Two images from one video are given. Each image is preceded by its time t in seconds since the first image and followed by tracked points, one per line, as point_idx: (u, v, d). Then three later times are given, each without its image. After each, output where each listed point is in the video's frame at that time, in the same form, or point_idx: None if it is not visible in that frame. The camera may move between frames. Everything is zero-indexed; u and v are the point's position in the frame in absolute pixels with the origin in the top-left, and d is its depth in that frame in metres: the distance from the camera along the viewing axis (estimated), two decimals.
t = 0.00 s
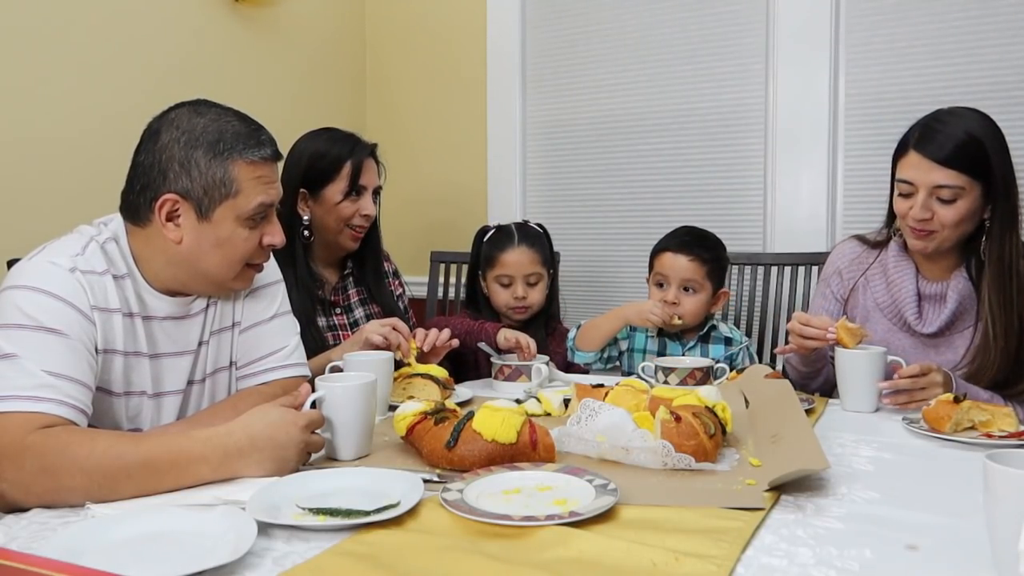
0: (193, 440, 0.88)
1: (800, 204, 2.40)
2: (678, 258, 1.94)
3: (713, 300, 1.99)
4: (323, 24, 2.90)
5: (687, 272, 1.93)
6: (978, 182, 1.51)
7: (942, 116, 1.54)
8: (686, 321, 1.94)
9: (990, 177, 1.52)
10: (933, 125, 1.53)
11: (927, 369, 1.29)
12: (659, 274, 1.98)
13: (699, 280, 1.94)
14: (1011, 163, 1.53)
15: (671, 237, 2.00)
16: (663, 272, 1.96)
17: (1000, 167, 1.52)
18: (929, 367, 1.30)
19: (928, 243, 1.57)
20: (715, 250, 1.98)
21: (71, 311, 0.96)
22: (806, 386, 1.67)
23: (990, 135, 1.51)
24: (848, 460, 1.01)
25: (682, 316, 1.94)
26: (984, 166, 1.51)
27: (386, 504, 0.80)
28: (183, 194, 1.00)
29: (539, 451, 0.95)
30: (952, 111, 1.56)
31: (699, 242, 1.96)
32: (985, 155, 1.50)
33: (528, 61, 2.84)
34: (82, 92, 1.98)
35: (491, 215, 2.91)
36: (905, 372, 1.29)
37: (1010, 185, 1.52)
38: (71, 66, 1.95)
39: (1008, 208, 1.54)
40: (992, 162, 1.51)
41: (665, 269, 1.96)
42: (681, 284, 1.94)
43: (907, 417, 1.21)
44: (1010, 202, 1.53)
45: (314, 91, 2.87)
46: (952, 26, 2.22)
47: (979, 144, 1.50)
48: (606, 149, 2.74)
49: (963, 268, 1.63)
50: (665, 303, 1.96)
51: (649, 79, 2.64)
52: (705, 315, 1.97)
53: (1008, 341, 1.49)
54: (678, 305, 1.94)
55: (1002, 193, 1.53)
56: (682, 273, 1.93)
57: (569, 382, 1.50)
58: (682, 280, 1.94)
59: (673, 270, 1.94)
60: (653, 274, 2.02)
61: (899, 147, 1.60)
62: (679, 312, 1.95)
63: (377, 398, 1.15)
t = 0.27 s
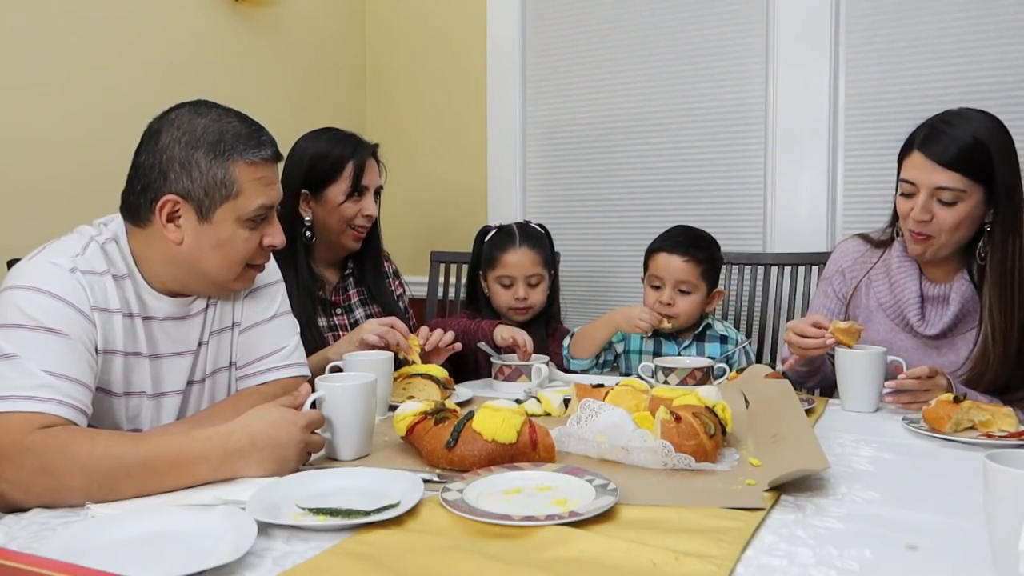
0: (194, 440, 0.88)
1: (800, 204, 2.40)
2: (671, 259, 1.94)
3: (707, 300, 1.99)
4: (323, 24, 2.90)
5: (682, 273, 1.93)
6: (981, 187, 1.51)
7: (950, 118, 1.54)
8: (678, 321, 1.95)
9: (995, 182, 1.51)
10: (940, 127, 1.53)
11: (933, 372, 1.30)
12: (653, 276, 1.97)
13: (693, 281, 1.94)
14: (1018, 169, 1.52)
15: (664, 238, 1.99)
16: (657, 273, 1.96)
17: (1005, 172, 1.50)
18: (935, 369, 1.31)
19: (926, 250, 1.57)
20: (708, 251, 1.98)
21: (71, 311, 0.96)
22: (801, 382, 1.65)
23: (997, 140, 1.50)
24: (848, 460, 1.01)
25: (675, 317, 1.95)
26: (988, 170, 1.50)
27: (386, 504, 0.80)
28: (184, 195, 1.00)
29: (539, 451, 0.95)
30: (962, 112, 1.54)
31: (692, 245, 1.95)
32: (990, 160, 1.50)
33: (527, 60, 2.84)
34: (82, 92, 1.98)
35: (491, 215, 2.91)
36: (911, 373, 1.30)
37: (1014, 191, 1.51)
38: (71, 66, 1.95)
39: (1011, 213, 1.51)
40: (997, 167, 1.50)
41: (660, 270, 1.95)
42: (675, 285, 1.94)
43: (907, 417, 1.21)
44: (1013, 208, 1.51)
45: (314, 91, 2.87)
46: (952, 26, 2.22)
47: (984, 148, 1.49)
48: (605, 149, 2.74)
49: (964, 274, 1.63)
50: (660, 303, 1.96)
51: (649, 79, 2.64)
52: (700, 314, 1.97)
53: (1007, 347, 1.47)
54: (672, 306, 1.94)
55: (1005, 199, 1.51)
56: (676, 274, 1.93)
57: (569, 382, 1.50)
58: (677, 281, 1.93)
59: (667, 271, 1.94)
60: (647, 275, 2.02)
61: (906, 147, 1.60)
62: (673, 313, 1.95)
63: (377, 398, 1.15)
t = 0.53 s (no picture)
0: (193, 440, 0.88)
1: (800, 204, 2.40)
2: (669, 255, 1.94)
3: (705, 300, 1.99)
4: (323, 24, 2.90)
5: (680, 269, 1.93)
6: (985, 189, 1.51)
7: (952, 119, 1.54)
8: (679, 318, 1.95)
9: (998, 184, 1.51)
10: (942, 129, 1.53)
11: (934, 371, 1.30)
12: (651, 273, 1.97)
13: (691, 278, 1.94)
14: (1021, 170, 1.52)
15: (662, 237, 2.00)
16: (655, 270, 1.96)
17: (1009, 174, 1.50)
18: (935, 369, 1.31)
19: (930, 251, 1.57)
20: (705, 250, 1.98)
21: (71, 311, 0.96)
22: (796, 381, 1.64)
23: (1000, 142, 1.50)
24: (848, 459, 1.01)
25: (674, 313, 1.95)
26: (991, 172, 1.50)
27: (386, 504, 0.80)
28: (184, 195, 1.00)
29: (539, 451, 0.95)
30: (965, 114, 1.55)
31: (685, 244, 1.96)
32: (993, 162, 1.50)
33: (527, 61, 2.84)
34: (82, 92, 1.98)
35: (491, 215, 2.91)
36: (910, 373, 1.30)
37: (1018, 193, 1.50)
38: (71, 66, 1.95)
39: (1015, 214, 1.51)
40: (1000, 169, 1.50)
41: (658, 267, 1.96)
42: (673, 282, 1.94)
43: (907, 417, 1.21)
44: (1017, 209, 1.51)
45: (314, 91, 2.87)
46: (952, 27, 2.22)
47: (987, 150, 1.49)
48: (606, 149, 2.74)
49: (967, 275, 1.63)
50: (658, 301, 1.96)
51: (649, 79, 2.64)
52: (698, 313, 1.97)
53: (1009, 351, 1.46)
54: (672, 303, 1.94)
55: (1010, 200, 1.50)
56: (675, 270, 1.93)
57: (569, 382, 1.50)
58: (674, 277, 1.94)
59: (665, 268, 1.94)
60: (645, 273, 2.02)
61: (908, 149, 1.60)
62: (671, 310, 1.95)
63: (377, 398, 1.15)
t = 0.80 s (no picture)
0: (193, 440, 0.88)
1: (800, 204, 2.40)
2: (671, 252, 1.94)
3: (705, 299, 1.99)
4: (323, 24, 2.90)
5: (682, 265, 1.93)
6: (987, 190, 1.51)
7: (954, 120, 1.54)
8: (679, 316, 1.95)
9: (1000, 185, 1.51)
10: (944, 130, 1.53)
11: (933, 370, 1.30)
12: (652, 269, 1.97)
13: (692, 275, 1.94)
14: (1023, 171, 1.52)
15: (666, 234, 2.01)
16: (657, 266, 1.96)
17: (1011, 174, 1.50)
18: (934, 368, 1.31)
19: (932, 252, 1.57)
20: (709, 249, 1.98)
21: (71, 311, 0.96)
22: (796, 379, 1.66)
23: (1002, 142, 1.50)
24: (848, 459, 1.01)
25: (674, 310, 1.94)
26: (993, 174, 1.50)
27: (386, 504, 0.80)
28: (184, 194, 1.00)
29: (539, 451, 0.95)
30: (966, 115, 1.55)
31: (688, 242, 1.96)
32: (995, 162, 1.50)
33: (528, 60, 2.84)
34: (82, 92, 1.98)
35: (491, 215, 2.91)
36: (909, 370, 1.30)
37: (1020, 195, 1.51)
38: (71, 66, 1.95)
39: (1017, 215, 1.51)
40: (1002, 171, 1.50)
41: (659, 263, 1.95)
42: (674, 279, 1.93)
43: (907, 417, 1.21)
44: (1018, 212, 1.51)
45: (314, 91, 2.87)
46: (952, 27, 2.22)
47: (989, 152, 1.49)
48: (606, 149, 2.74)
49: (969, 276, 1.63)
50: (659, 298, 1.95)
51: (649, 79, 2.64)
52: (698, 311, 1.97)
53: (1011, 351, 1.45)
54: (673, 299, 1.93)
55: (1011, 202, 1.51)
56: (676, 266, 1.93)
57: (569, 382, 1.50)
58: (675, 273, 1.93)
59: (667, 264, 1.94)
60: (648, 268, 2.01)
61: (910, 151, 1.60)
62: (671, 306, 1.94)
63: (377, 398, 1.15)
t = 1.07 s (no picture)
0: (193, 440, 0.88)
1: (800, 204, 2.40)
2: (674, 247, 1.95)
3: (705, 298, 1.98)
4: (323, 24, 2.90)
5: (683, 262, 1.93)
6: (991, 192, 1.50)
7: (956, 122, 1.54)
8: (676, 312, 1.94)
9: (1004, 186, 1.50)
10: (946, 133, 1.52)
11: (933, 370, 1.30)
12: (654, 264, 1.97)
13: (692, 271, 1.94)
14: None
15: (669, 231, 2.02)
16: (659, 262, 1.96)
17: (1015, 175, 1.50)
18: (934, 368, 1.31)
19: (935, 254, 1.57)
20: (708, 245, 1.98)
21: (71, 311, 0.96)
22: (791, 373, 1.69)
23: (1005, 143, 1.50)
24: (848, 459, 1.01)
25: (673, 306, 1.94)
26: (996, 175, 1.50)
27: (386, 504, 0.80)
28: (184, 194, 1.00)
29: (539, 451, 0.95)
30: (968, 116, 1.55)
31: (689, 238, 1.96)
32: (999, 164, 1.49)
33: (528, 60, 2.84)
34: (82, 92, 1.98)
35: (491, 215, 2.91)
36: (909, 370, 1.30)
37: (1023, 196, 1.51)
38: (71, 66, 1.95)
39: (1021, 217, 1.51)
40: (1005, 172, 1.50)
41: (660, 259, 1.96)
42: (675, 275, 1.93)
43: (907, 417, 1.21)
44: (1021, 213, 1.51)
45: (314, 91, 2.87)
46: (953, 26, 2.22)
47: (992, 154, 1.49)
48: (606, 149, 2.74)
49: (971, 277, 1.63)
50: (658, 293, 1.95)
51: (649, 78, 2.64)
52: (696, 310, 1.96)
53: (1013, 353, 1.45)
54: (672, 295, 1.93)
55: (1014, 203, 1.51)
56: (677, 262, 1.93)
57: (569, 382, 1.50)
58: (677, 270, 1.93)
59: (668, 259, 1.94)
60: (648, 264, 2.01)
61: (911, 152, 1.59)
62: (670, 303, 1.94)
63: (377, 398, 1.15)
